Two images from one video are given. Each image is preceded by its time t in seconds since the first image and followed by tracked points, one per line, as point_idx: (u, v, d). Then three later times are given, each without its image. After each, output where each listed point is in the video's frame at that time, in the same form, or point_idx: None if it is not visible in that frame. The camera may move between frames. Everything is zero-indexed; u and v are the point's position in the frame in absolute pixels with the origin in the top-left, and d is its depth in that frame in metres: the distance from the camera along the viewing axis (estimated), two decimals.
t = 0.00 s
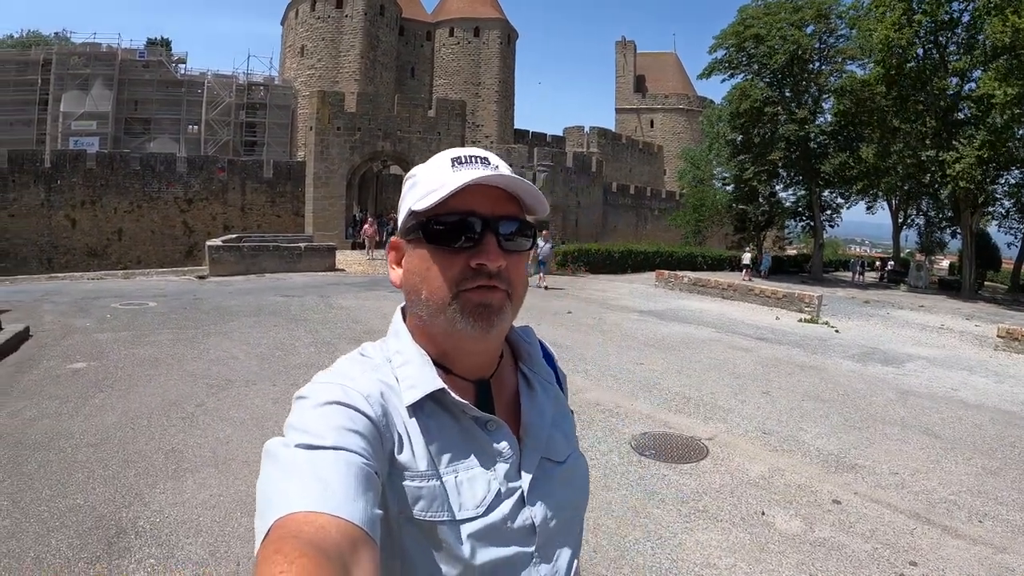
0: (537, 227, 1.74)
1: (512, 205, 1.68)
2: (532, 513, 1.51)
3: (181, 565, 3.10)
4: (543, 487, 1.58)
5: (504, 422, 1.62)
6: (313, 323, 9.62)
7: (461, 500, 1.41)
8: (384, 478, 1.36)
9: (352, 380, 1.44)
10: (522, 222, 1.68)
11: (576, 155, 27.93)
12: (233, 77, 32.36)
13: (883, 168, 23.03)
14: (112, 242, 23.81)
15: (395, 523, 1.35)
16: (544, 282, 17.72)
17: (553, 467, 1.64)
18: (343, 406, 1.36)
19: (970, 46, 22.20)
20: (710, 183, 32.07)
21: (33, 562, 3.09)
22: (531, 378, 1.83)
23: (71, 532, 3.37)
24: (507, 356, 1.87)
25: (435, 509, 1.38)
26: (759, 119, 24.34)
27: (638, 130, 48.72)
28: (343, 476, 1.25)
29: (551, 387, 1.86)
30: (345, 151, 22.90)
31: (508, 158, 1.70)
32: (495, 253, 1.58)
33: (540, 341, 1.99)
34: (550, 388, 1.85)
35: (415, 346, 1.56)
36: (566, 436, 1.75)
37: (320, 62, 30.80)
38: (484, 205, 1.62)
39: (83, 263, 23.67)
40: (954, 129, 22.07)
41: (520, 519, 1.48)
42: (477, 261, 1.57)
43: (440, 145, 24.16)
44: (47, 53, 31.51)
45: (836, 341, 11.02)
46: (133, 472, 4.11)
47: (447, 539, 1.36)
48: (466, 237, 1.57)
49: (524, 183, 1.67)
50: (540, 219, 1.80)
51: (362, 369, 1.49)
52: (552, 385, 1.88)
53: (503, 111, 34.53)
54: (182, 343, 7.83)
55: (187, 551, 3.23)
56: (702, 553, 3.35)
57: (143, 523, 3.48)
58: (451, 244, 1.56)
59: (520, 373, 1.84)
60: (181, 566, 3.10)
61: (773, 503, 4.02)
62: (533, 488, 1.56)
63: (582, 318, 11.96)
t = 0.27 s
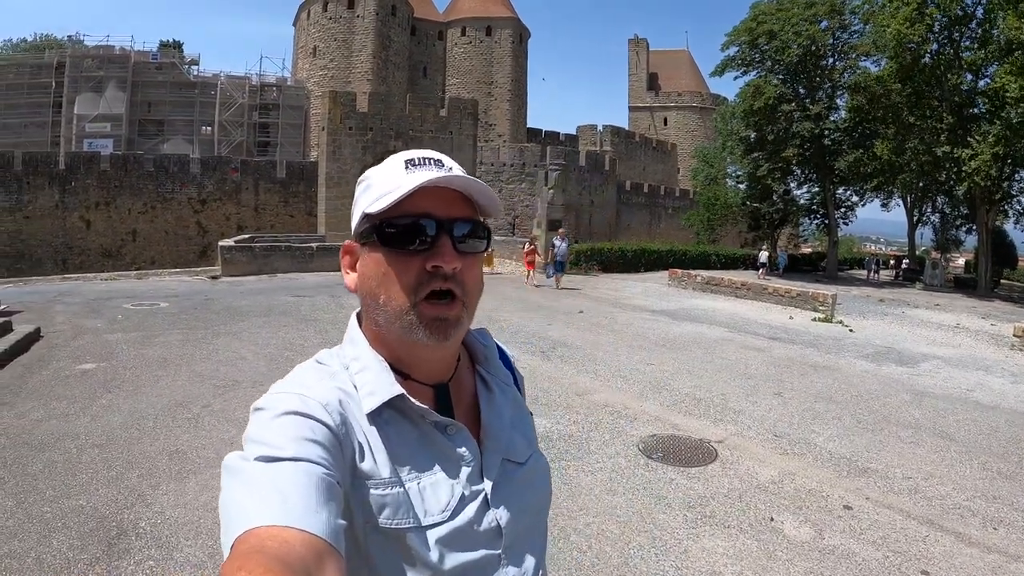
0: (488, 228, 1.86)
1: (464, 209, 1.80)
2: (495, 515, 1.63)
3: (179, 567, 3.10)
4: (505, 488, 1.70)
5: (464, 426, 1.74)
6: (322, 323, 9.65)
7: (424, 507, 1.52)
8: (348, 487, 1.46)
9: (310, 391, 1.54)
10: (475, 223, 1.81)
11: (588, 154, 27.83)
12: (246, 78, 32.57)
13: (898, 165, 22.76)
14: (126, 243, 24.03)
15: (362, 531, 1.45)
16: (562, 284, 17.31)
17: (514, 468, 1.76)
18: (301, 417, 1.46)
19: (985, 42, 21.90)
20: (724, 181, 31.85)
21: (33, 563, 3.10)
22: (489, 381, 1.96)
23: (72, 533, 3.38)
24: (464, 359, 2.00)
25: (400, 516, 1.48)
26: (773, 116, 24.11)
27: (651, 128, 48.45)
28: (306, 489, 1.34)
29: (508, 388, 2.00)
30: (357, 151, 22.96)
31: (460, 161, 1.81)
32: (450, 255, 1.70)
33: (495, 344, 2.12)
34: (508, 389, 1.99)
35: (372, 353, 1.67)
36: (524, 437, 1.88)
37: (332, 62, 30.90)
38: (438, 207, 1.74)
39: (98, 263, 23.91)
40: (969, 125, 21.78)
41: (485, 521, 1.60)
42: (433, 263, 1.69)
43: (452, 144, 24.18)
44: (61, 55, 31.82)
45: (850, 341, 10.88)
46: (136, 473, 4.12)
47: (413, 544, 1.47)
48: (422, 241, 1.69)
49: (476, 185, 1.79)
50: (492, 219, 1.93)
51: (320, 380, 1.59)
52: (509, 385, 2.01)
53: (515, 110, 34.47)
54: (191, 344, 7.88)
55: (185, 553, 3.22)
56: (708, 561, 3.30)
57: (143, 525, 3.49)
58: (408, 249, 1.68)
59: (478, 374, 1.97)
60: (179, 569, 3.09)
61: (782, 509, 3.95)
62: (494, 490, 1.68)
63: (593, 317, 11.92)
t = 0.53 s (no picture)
0: (470, 233, 1.82)
1: (446, 214, 1.77)
2: (483, 517, 1.60)
3: (171, 571, 3.08)
4: (491, 489, 1.68)
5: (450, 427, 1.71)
6: (330, 322, 9.64)
7: (415, 509, 1.48)
8: (334, 490, 1.43)
9: (295, 394, 1.50)
10: (455, 230, 1.77)
11: (600, 151, 27.71)
12: (258, 76, 32.72)
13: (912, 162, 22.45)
14: (138, 241, 24.24)
15: (352, 537, 1.41)
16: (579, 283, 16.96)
17: (501, 469, 1.74)
18: (287, 420, 1.41)
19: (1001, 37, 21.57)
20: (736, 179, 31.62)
21: (25, 565, 3.10)
22: (473, 384, 1.93)
23: (67, 534, 3.39)
24: (449, 362, 1.98)
25: (390, 519, 1.45)
26: (786, 113, 23.90)
27: (664, 125, 48.17)
28: (294, 495, 1.30)
29: (493, 392, 1.98)
30: (368, 149, 22.97)
31: (440, 165, 1.79)
32: (428, 261, 1.66)
33: (481, 347, 2.10)
34: (492, 391, 1.97)
35: (358, 355, 1.63)
36: (511, 441, 1.85)
37: (344, 60, 30.95)
38: (416, 211, 1.71)
39: (111, 261, 24.12)
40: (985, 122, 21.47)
41: (474, 523, 1.58)
42: (410, 269, 1.66)
43: (463, 142, 24.16)
44: (74, 55, 32.11)
45: (864, 341, 10.74)
46: (134, 475, 4.12)
47: (404, 548, 1.43)
48: (399, 244, 1.66)
49: (455, 190, 1.76)
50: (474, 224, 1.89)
51: (306, 382, 1.56)
52: (494, 387, 1.99)
53: (527, 107, 34.39)
54: (197, 343, 7.92)
55: (178, 557, 3.21)
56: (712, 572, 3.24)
57: (138, 527, 3.48)
58: (384, 253, 1.65)
59: (463, 378, 1.95)
60: (171, 572, 3.08)
61: (790, 518, 3.88)
62: (482, 493, 1.64)
63: (604, 316, 11.85)
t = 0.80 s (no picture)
0: (479, 241, 1.78)
1: (454, 221, 1.73)
2: (489, 523, 1.55)
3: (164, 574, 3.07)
4: (496, 497, 1.63)
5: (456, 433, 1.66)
6: (337, 321, 9.64)
7: (421, 515, 1.44)
8: (340, 496, 1.38)
9: (304, 396, 1.46)
10: (464, 238, 1.72)
11: (611, 149, 27.59)
12: (269, 75, 32.84)
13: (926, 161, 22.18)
14: (150, 239, 24.40)
15: (356, 543, 1.37)
16: (593, 282, 16.65)
17: (505, 477, 1.70)
18: (293, 424, 1.37)
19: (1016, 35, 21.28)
20: (748, 178, 31.38)
21: (20, 566, 3.10)
22: (481, 392, 1.88)
23: (62, 535, 3.38)
24: (455, 369, 1.94)
25: (396, 526, 1.40)
26: (798, 112, 23.63)
27: (676, 124, 47.89)
28: (299, 500, 1.26)
29: (500, 399, 1.93)
30: (378, 147, 22.98)
31: (450, 173, 1.75)
32: (437, 270, 1.62)
33: (487, 354, 2.06)
34: (500, 399, 1.92)
35: (366, 360, 1.59)
36: (516, 449, 1.81)
37: (355, 58, 30.97)
38: (424, 220, 1.66)
39: (122, 259, 24.29)
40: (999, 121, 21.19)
41: (479, 529, 1.53)
42: (421, 277, 1.62)
43: (474, 141, 24.11)
44: (86, 54, 32.33)
45: (877, 342, 10.61)
46: (132, 475, 4.12)
47: (409, 554, 1.39)
48: (408, 253, 1.62)
49: (464, 198, 1.72)
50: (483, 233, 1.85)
51: (314, 385, 1.51)
52: (502, 396, 1.95)
53: (539, 106, 34.29)
54: (204, 341, 7.94)
55: (172, 560, 3.19)
56: None
57: (133, 529, 3.47)
58: (393, 262, 1.61)
59: (469, 385, 1.90)
60: None
61: (799, 527, 3.81)
62: (487, 500, 1.60)
63: (614, 316, 11.77)
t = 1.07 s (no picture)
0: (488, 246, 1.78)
1: (467, 224, 1.72)
2: (490, 522, 1.53)
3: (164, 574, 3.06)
4: (499, 498, 1.60)
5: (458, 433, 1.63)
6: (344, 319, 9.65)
7: (423, 515, 1.41)
8: (341, 495, 1.36)
9: (306, 395, 1.44)
10: (479, 241, 1.72)
11: (621, 148, 27.49)
12: (279, 74, 32.94)
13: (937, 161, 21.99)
14: (159, 237, 24.54)
15: (358, 541, 1.34)
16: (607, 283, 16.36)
17: (507, 477, 1.67)
18: (297, 423, 1.34)
19: None
20: (758, 177, 31.20)
21: (22, 564, 3.11)
22: (481, 391, 1.86)
23: (64, 533, 3.39)
24: (456, 370, 1.90)
25: (399, 525, 1.38)
26: (808, 111, 23.32)
27: (686, 123, 47.68)
28: (302, 496, 1.24)
29: (501, 400, 1.90)
30: (387, 146, 22.99)
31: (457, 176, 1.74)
32: (462, 272, 1.61)
33: (486, 355, 2.03)
34: (500, 398, 1.90)
35: (371, 359, 1.56)
36: (517, 449, 1.78)
37: (365, 57, 30.99)
38: (446, 223, 1.65)
39: (132, 257, 24.44)
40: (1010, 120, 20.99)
41: (480, 530, 1.50)
42: (447, 280, 1.59)
43: (483, 139, 24.08)
44: (97, 53, 32.54)
45: (887, 344, 10.51)
46: (136, 474, 4.12)
47: (410, 552, 1.37)
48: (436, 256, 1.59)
49: (484, 204, 1.73)
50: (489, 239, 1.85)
51: (316, 385, 1.48)
52: (501, 395, 1.92)
53: (548, 105, 34.21)
54: (210, 340, 7.96)
55: (173, 560, 3.19)
56: None
57: (135, 528, 3.47)
58: (419, 263, 1.57)
59: (470, 386, 1.87)
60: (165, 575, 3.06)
61: (807, 533, 3.76)
62: (490, 500, 1.57)
63: (622, 316, 11.72)
